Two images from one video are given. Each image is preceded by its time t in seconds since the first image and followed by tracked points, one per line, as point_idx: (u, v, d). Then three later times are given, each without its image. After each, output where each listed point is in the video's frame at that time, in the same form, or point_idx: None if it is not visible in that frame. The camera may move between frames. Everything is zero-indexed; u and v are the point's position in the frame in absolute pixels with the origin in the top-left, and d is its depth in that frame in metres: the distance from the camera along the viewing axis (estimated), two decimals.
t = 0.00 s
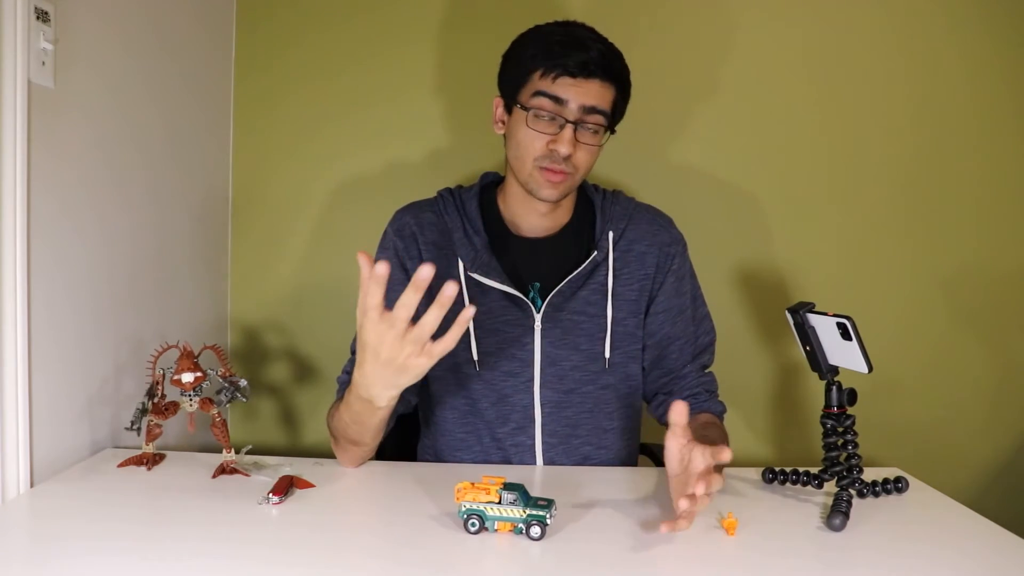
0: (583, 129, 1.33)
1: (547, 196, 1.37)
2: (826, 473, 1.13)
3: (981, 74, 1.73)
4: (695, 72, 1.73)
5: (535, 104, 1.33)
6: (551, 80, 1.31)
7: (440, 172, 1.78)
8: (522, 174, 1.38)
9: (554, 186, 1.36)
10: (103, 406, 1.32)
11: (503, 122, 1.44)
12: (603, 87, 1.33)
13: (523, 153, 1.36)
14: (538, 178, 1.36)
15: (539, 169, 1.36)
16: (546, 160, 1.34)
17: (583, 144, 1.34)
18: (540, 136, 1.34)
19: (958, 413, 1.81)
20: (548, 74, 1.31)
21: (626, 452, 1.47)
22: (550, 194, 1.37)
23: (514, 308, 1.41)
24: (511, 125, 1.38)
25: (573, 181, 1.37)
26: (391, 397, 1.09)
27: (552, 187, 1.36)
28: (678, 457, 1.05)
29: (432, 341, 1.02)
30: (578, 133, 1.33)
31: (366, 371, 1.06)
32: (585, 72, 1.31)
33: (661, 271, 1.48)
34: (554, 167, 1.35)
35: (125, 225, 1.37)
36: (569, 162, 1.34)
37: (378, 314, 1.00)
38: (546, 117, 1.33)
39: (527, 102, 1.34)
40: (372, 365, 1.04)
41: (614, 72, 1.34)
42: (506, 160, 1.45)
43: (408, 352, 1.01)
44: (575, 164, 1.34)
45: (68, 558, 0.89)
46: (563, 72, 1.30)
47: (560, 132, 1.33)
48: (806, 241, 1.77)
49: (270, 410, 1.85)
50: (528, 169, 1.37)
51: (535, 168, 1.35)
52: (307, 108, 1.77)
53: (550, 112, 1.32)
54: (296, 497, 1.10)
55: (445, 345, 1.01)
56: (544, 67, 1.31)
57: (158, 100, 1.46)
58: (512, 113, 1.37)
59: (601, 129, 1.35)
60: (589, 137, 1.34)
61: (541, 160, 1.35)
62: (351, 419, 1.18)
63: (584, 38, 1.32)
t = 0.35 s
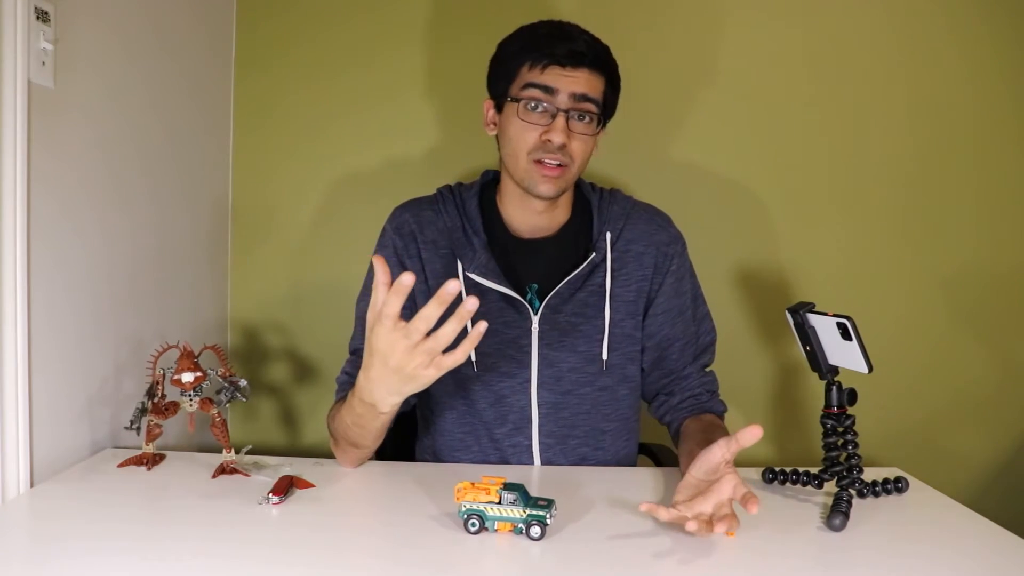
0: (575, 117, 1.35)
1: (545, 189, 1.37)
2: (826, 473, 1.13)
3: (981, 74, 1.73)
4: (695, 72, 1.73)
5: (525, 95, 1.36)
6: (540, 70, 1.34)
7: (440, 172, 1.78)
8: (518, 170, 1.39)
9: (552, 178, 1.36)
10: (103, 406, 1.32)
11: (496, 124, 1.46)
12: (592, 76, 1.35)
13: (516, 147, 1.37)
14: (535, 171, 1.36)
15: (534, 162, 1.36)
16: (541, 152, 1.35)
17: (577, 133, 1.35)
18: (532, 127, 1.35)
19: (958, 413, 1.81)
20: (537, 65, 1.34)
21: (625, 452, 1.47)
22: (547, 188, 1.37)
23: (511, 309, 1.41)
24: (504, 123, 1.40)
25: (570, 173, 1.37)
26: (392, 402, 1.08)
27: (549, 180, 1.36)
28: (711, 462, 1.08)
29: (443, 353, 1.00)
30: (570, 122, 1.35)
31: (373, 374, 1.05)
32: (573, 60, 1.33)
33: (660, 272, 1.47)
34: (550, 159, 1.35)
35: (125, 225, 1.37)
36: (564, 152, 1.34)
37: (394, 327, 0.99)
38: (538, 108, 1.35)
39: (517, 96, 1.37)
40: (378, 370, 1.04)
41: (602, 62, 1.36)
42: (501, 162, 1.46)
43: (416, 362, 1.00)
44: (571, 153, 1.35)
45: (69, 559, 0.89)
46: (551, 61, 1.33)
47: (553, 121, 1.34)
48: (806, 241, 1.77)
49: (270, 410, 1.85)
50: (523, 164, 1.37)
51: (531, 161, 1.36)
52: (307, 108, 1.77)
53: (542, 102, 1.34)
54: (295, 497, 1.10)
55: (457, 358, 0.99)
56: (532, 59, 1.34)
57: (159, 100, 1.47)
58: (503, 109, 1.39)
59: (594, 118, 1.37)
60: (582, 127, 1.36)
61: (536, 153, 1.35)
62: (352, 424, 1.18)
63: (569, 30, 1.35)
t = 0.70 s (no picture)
0: (579, 113, 1.35)
1: (548, 186, 1.36)
2: (826, 473, 1.13)
3: (980, 74, 1.74)
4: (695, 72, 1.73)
5: (529, 91, 1.35)
6: (543, 66, 1.34)
7: (440, 172, 1.78)
8: (520, 166, 1.38)
9: (554, 174, 1.35)
10: (103, 406, 1.33)
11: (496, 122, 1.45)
12: (594, 72, 1.35)
13: (519, 143, 1.36)
14: (538, 167, 1.36)
15: (537, 157, 1.36)
16: (544, 147, 1.34)
17: (580, 129, 1.35)
18: (536, 122, 1.35)
19: (958, 413, 1.81)
20: (541, 61, 1.34)
21: (621, 452, 1.47)
22: (550, 184, 1.36)
23: (506, 309, 1.41)
24: (505, 119, 1.39)
25: (572, 170, 1.37)
26: (404, 399, 1.07)
27: (552, 176, 1.36)
28: (710, 464, 1.08)
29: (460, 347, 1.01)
30: (574, 118, 1.35)
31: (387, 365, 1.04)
32: (576, 57, 1.33)
33: (657, 273, 1.47)
34: (553, 155, 1.35)
35: (125, 225, 1.36)
36: (567, 148, 1.34)
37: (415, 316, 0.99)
38: (542, 103, 1.35)
39: (521, 91, 1.36)
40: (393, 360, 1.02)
41: (603, 61, 1.36)
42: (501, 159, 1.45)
43: (435, 358, 1.00)
44: (574, 150, 1.35)
45: (70, 559, 0.89)
46: (555, 57, 1.33)
47: (556, 117, 1.34)
48: (806, 241, 1.77)
49: (270, 409, 1.85)
50: (526, 159, 1.36)
51: (533, 157, 1.36)
52: (307, 108, 1.77)
53: (546, 98, 1.34)
54: (296, 497, 1.10)
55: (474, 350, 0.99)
56: (536, 55, 1.34)
57: (159, 100, 1.47)
58: (505, 105, 1.39)
59: (597, 115, 1.37)
60: (585, 123, 1.36)
61: (539, 148, 1.35)
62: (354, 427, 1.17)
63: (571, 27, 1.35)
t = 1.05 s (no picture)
0: (578, 111, 1.35)
1: (546, 181, 1.37)
2: (826, 473, 1.13)
3: (980, 73, 1.74)
4: (695, 72, 1.73)
5: (529, 89, 1.35)
6: (544, 64, 1.34)
7: (440, 173, 1.78)
8: (519, 162, 1.38)
9: (552, 170, 1.36)
10: (103, 406, 1.32)
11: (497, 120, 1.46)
12: (594, 72, 1.36)
13: (518, 140, 1.37)
14: (536, 163, 1.36)
15: (536, 153, 1.36)
16: (543, 144, 1.35)
17: (579, 127, 1.36)
18: (535, 119, 1.35)
19: (958, 413, 1.81)
20: (542, 60, 1.34)
21: (616, 452, 1.47)
22: (548, 180, 1.36)
23: (502, 308, 1.42)
24: (506, 115, 1.40)
25: (570, 167, 1.38)
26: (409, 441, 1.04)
27: (550, 172, 1.36)
28: (704, 464, 1.07)
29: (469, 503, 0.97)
30: (573, 115, 1.35)
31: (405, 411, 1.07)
32: (577, 56, 1.34)
33: (652, 273, 1.48)
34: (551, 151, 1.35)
35: (124, 226, 1.36)
36: (566, 145, 1.35)
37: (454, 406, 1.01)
38: (542, 100, 1.35)
39: (522, 88, 1.36)
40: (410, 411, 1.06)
41: (603, 63, 1.37)
42: (500, 156, 1.46)
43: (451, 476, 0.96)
44: (572, 146, 1.35)
45: (70, 558, 0.90)
46: (556, 56, 1.33)
47: (556, 115, 1.35)
48: (806, 241, 1.77)
49: (270, 409, 1.85)
50: (525, 155, 1.37)
51: (532, 153, 1.36)
52: (307, 108, 1.77)
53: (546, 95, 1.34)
54: (296, 497, 1.10)
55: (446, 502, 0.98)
56: (537, 54, 1.35)
57: (159, 100, 1.47)
58: (505, 103, 1.39)
59: (595, 114, 1.38)
60: (583, 121, 1.36)
61: (538, 144, 1.35)
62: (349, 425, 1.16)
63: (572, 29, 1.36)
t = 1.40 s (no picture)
0: (576, 113, 1.35)
1: (547, 183, 1.37)
2: (826, 473, 1.13)
3: (981, 73, 1.73)
4: (695, 72, 1.73)
5: (527, 92, 1.36)
6: (540, 69, 1.35)
7: (440, 173, 1.78)
8: (519, 165, 1.39)
9: (553, 172, 1.36)
10: (103, 406, 1.33)
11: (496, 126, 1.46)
12: (590, 74, 1.36)
13: (517, 143, 1.37)
14: (536, 165, 1.36)
15: (535, 156, 1.37)
16: (542, 145, 1.35)
17: (578, 128, 1.36)
18: (534, 122, 1.35)
19: (959, 413, 1.81)
20: (538, 64, 1.35)
21: (624, 450, 1.47)
22: (549, 181, 1.37)
23: (509, 311, 1.42)
24: (505, 120, 1.40)
25: (570, 167, 1.38)
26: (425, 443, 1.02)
27: (551, 173, 1.36)
28: (697, 464, 1.09)
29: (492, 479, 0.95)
30: (571, 117, 1.35)
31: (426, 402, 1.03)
32: (572, 59, 1.34)
33: (653, 272, 1.49)
34: (551, 153, 1.36)
35: (124, 226, 1.36)
36: (565, 146, 1.35)
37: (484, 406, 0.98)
38: (539, 104, 1.36)
39: (519, 93, 1.37)
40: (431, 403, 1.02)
41: (599, 65, 1.37)
42: (501, 160, 1.46)
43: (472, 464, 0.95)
44: (573, 147, 1.36)
45: (70, 558, 0.90)
46: (551, 60, 1.34)
47: (554, 117, 1.35)
48: (807, 241, 1.77)
49: (270, 409, 1.85)
50: (524, 158, 1.37)
51: (532, 155, 1.36)
52: (307, 108, 1.77)
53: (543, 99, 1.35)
54: (296, 497, 1.10)
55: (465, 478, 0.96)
56: (533, 59, 1.35)
57: (159, 100, 1.47)
58: (504, 107, 1.40)
59: (593, 114, 1.38)
60: (582, 122, 1.37)
61: (537, 146, 1.36)
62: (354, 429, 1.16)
63: (567, 33, 1.36)
